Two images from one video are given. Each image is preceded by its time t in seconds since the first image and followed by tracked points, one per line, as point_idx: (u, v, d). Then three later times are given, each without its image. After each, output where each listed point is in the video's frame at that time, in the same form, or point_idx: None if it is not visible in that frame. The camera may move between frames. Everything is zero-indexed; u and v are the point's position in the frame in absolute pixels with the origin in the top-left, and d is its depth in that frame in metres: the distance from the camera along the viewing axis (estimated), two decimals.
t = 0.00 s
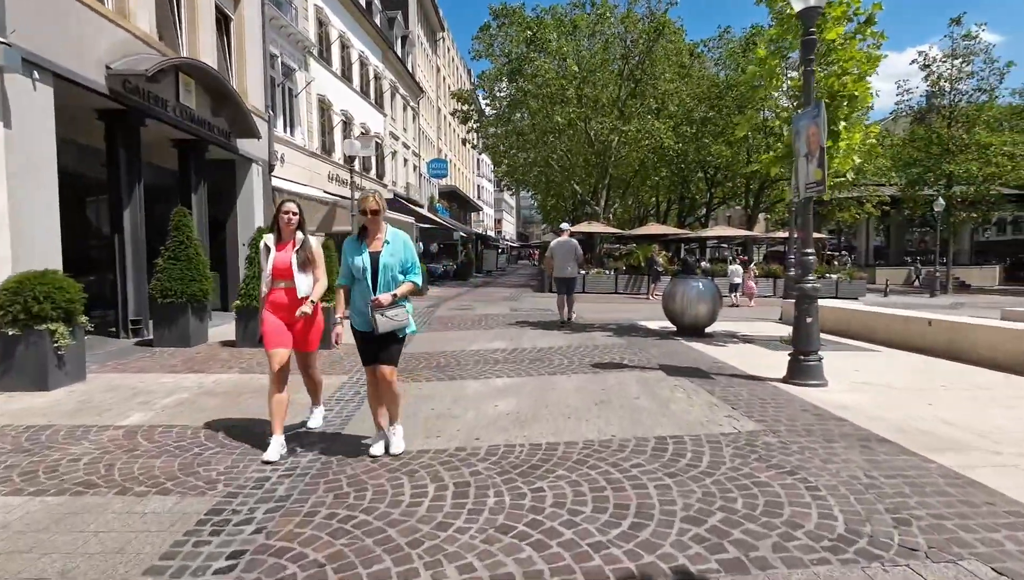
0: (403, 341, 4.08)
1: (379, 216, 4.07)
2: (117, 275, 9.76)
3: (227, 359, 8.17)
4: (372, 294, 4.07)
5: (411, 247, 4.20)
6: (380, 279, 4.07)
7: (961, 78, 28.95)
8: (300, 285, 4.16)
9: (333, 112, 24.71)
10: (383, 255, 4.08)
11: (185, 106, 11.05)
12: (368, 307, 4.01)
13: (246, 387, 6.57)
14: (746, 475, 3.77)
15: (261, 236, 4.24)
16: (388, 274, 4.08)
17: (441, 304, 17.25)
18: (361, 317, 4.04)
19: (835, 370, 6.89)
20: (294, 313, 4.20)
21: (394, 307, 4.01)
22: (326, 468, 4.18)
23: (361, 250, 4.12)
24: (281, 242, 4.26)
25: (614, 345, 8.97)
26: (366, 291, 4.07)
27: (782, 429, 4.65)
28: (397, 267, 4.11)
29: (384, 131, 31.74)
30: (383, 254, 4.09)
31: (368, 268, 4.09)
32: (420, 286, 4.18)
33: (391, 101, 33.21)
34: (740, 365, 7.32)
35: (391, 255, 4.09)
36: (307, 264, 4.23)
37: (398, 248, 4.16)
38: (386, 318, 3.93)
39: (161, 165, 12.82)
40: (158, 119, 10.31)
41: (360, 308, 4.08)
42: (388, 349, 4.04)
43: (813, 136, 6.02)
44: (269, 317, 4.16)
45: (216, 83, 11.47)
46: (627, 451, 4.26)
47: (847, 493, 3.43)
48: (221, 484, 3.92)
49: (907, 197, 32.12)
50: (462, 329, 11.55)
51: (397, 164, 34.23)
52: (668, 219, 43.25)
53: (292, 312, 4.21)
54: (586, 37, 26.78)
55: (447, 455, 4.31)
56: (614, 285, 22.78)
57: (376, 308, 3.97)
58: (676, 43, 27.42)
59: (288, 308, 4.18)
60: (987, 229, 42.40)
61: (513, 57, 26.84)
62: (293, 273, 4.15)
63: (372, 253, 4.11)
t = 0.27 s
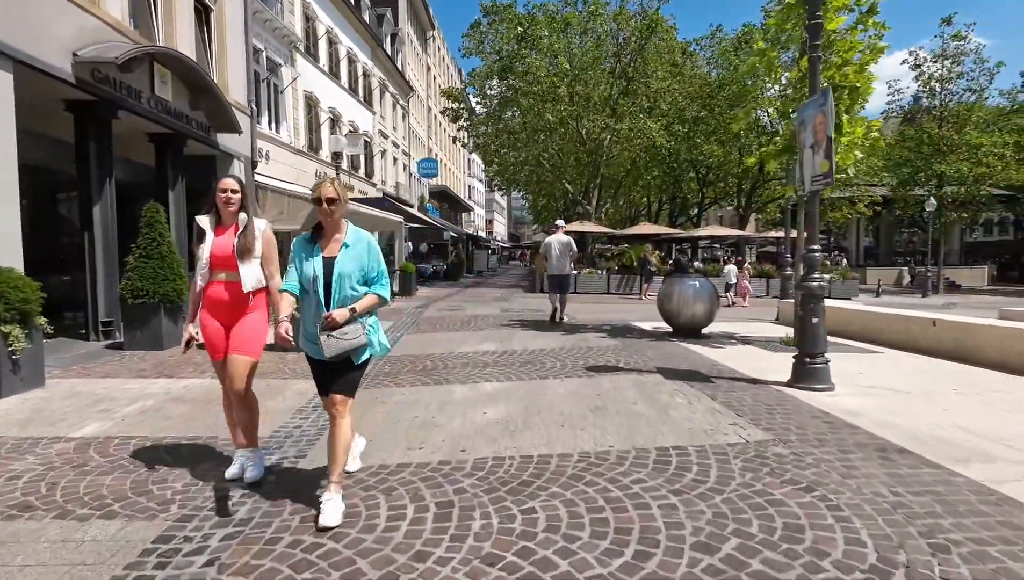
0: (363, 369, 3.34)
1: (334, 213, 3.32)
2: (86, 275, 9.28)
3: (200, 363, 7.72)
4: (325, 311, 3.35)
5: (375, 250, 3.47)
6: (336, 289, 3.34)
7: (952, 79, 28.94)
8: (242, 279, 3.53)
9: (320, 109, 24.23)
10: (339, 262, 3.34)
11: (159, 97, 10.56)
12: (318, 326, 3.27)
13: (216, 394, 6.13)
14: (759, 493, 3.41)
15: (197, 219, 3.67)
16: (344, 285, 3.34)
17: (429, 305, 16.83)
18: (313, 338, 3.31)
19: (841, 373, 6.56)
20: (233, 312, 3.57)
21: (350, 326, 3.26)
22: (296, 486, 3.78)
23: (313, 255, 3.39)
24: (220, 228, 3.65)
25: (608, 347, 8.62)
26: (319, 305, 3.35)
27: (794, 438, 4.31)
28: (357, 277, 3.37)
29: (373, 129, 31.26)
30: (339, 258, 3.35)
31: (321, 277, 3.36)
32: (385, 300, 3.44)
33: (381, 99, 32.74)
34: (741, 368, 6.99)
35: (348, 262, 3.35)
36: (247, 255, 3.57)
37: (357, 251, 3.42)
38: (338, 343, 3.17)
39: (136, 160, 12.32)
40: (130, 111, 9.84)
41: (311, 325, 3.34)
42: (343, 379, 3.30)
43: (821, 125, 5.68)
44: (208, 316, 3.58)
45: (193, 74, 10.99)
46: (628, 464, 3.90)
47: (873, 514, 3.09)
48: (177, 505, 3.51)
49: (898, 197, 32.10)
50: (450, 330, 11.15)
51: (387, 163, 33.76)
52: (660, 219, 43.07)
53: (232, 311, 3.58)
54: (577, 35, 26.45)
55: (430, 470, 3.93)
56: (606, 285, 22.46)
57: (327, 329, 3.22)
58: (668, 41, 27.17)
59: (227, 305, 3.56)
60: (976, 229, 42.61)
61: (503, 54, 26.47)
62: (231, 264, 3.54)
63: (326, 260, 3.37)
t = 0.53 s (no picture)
0: (315, 404, 2.64)
1: (271, 204, 2.62)
2: (60, 281, 8.88)
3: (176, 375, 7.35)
4: (261, 330, 2.61)
5: (330, 251, 2.70)
6: (275, 303, 2.59)
7: (948, 80, 28.84)
8: (176, 308, 2.93)
9: (311, 109, 23.84)
10: (277, 268, 2.60)
11: (139, 95, 10.17)
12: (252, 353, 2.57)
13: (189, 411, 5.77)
14: (774, 531, 3.09)
15: (115, 235, 3.06)
16: (285, 296, 2.58)
17: (421, 309, 16.46)
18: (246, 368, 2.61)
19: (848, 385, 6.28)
20: (162, 349, 2.93)
21: (294, 350, 2.55)
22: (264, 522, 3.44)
23: (243, 261, 2.66)
24: (147, 247, 3.06)
25: (605, 357, 8.28)
26: (253, 323, 2.62)
27: (806, 462, 4.01)
28: (303, 285, 2.61)
29: (366, 129, 30.89)
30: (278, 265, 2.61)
31: (256, 286, 2.61)
32: (342, 316, 2.67)
33: (373, 99, 32.36)
34: (744, 380, 6.67)
35: (290, 268, 2.60)
36: (185, 279, 3.00)
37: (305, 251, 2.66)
38: (273, 373, 2.46)
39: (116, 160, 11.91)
40: (108, 109, 9.46)
41: (245, 353, 2.63)
42: (290, 415, 2.63)
43: (831, 126, 5.39)
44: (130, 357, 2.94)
45: (174, 72, 10.62)
46: (628, 496, 3.57)
47: (907, 560, 2.77)
48: (130, 545, 3.16)
49: (894, 199, 32.00)
50: (442, 337, 10.80)
51: (380, 164, 33.39)
52: (655, 220, 42.82)
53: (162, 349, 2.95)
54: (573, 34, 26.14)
55: (411, 502, 3.60)
56: (602, 288, 22.18)
57: (262, 356, 2.52)
58: (664, 42, 26.91)
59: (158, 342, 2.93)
60: (970, 231, 42.59)
61: (497, 54, 26.13)
62: (163, 289, 2.96)
63: (262, 266, 2.63)
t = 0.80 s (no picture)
0: (228, 472, 1.99)
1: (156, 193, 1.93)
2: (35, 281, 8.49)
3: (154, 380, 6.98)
4: (142, 376, 1.90)
5: (241, 258, 1.98)
6: (157, 339, 1.87)
7: (950, 80, 28.58)
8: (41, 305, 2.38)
9: (306, 106, 23.50)
10: (160, 288, 1.87)
11: (120, 88, 9.77)
12: (133, 407, 1.89)
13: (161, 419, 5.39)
14: (802, 563, 2.72)
15: None
16: (175, 328, 1.87)
17: (417, 310, 16.09)
18: (124, 422, 1.91)
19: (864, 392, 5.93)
20: (23, 360, 2.39)
21: (186, 403, 1.84)
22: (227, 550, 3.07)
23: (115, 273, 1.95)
24: (22, 226, 2.53)
25: (606, 360, 7.92)
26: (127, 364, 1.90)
27: (828, 478, 3.66)
28: (205, 310, 1.90)
29: (362, 128, 30.53)
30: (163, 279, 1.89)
31: (133, 314, 1.90)
32: (263, 350, 1.98)
33: (370, 98, 32.04)
34: (753, 385, 6.31)
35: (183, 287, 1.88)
36: (61, 267, 2.43)
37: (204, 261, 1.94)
38: (157, 448, 1.78)
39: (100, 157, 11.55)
40: (88, 103, 9.09)
41: (119, 402, 1.93)
42: (196, 483, 2.00)
43: (850, 114, 5.02)
44: None
45: (158, 64, 10.21)
46: (635, 519, 3.21)
47: None
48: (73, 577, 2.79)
49: (895, 199, 31.72)
50: (436, 339, 10.43)
51: (376, 163, 33.02)
52: (654, 221, 42.52)
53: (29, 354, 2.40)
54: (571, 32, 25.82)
55: (394, 526, 3.23)
56: (601, 289, 21.84)
57: (146, 417, 1.83)
58: (664, 40, 26.60)
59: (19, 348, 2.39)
60: (971, 232, 42.34)
61: (495, 52, 25.78)
62: (29, 279, 2.42)
63: (140, 283, 1.91)
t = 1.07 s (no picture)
0: None
1: None
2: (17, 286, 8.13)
3: (135, 391, 6.61)
4: None
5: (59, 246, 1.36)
6: None
7: (958, 79, 28.16)
8: None
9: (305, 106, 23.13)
10: None
11: (106, 85, 9.42)
12: None
13: (139, 436, 5.04)
14: None
15: None
16: None
17: (416, 313, 15.71)
18: None
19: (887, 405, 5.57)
20: None
21: None
22: None
23: None
24: None
25: (613, 368, 7.53)
26: None
27: (864, 510, 3.29)
28: None
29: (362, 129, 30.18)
30: None
31: None
32: (86, 394, 1.35)
33: (370, 98, 31.68)
34: (770, 396, 5.93)
35: None
36: None
37: None
38: None
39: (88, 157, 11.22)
40: (73, 100, 8.76)
41: None
42: None
43: (878, 108, 4.64)
44: None
45: (146, 60, 9.86)
46: (653, 561, 2.84)
47: None
48: None
49: (902, 201, 31.28)
50: (434, 345, 10.06)
51: (376, 164, 32.67)
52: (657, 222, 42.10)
53: None
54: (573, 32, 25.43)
55: (379, 568, 2.86)
56: (604, 292, 21.46)
57: None
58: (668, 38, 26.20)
59: None
60: (977, 234, 41.77)
61: (497, 51, 25.39)
62: None
63: None
